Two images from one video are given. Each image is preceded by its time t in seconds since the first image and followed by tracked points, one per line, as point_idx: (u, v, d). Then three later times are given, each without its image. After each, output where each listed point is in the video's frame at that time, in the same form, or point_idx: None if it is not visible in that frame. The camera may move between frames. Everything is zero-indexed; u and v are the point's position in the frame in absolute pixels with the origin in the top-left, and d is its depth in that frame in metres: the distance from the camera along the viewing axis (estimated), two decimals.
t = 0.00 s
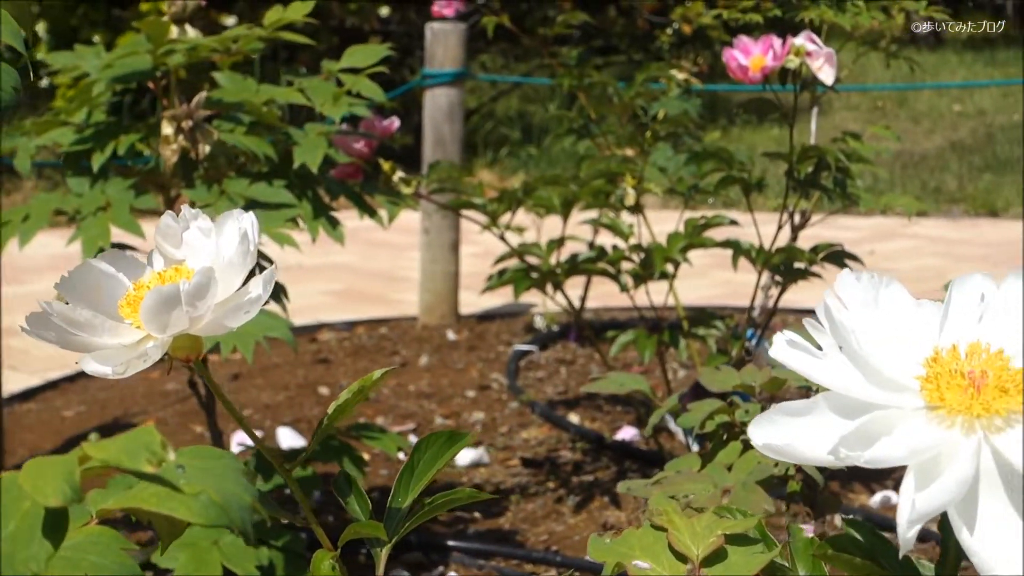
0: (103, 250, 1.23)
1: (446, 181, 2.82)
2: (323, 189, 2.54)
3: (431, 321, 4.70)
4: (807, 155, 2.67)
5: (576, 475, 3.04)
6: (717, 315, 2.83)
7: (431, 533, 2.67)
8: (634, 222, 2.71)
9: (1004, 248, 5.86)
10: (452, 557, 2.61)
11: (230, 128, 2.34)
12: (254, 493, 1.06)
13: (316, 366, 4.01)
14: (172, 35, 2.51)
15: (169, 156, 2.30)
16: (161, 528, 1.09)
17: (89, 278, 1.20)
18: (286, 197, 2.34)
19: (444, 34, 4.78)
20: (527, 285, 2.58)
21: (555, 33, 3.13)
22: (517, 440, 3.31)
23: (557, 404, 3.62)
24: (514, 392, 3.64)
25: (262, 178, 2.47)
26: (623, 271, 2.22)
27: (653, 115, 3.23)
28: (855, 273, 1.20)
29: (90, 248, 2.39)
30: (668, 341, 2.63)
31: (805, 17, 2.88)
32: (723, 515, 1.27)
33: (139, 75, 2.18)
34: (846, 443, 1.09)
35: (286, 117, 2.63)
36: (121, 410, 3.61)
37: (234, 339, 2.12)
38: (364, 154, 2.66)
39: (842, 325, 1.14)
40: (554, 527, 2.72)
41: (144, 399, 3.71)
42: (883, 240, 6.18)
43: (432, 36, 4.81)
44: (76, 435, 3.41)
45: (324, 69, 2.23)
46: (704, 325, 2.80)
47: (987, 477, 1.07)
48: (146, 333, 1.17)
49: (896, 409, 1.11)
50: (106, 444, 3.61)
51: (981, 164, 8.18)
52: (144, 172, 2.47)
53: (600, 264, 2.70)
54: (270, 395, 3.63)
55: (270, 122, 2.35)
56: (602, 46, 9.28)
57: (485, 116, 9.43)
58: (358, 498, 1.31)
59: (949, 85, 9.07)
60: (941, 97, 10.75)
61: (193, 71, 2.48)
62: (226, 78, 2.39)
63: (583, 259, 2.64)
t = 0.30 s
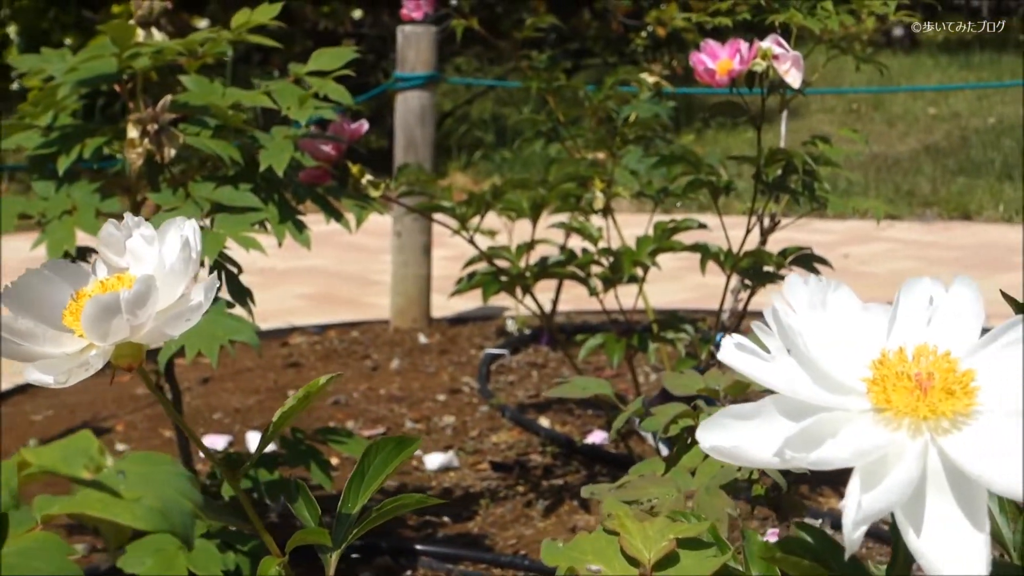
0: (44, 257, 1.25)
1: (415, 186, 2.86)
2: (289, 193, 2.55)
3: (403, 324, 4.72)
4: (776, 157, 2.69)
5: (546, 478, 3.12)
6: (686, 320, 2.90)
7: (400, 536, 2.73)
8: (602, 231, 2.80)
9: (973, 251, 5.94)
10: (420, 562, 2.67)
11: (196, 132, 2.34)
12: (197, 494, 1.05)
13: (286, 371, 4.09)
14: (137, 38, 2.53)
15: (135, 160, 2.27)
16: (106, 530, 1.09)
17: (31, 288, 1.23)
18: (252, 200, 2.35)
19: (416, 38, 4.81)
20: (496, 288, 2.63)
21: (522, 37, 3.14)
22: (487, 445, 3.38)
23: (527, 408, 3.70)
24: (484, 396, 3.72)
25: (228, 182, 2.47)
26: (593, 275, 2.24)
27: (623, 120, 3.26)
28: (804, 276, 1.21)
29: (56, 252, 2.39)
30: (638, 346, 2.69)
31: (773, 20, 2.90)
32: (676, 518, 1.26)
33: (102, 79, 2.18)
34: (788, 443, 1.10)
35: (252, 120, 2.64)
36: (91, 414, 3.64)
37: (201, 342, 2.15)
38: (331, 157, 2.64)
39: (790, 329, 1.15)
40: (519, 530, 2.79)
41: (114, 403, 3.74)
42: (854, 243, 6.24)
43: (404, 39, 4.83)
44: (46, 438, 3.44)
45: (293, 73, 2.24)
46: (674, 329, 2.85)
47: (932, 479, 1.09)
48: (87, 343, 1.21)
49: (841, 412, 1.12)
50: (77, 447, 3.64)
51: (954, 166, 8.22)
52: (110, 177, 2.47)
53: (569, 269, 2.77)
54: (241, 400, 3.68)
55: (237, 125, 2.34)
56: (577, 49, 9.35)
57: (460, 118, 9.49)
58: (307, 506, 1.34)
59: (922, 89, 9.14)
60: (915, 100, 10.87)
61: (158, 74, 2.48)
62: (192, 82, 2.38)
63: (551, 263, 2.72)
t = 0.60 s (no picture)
0: None
1: (380, 187, 2.92)
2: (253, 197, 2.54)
3: (372, 327, 4.72)
4: (744, 161, 2.74)
5: (513, 482, 3.16)
6: (652, 325, 2.94)
7: (366, 540, 2.77)
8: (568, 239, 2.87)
9: (943, 254, 5.99)
10: (388, 566, 2.69)
11: (160, 135, 2.33)
12: (134, 495, 1.08)
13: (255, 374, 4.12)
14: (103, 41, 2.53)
15: (98, 163, 2.25)
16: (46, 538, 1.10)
17: None
18: (216, 204, 2.36)
19: (384, 40, 4.80)
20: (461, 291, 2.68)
21: (489, 40, 3.14)
22: (455, 448, 3.43)
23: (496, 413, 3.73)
24: (453, 400, 3.77)
25: (192, 185, 2.47)
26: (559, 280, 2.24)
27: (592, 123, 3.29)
28: (753, 279, 1.20)
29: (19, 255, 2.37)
30: (603, 349, 2.74)
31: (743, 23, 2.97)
32: (625, 522, 1.26)
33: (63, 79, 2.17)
34: (735, 446, 1.09)
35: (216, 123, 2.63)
36: (58, 418, 3.66)
37: (161, 346, 2.15)
38: (296, 160, 2.62)
39: (739, 332, 1.14)
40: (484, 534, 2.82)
41: (81, 406, 3.77)
42: (824, 246, 6.29)
43: (373, 42, 4.82)
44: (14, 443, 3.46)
45: (258, 76, 2.25)
46: (641, 333, 2.89)
47: (881, 484, 1.08)
48: (36, 345, 1.26)
49: (789, 415, 1.11)
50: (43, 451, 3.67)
51: (927, 169, 8.26)
52: (74, 180, 2.46)
53: (535, 271, 2.82)
54: (209, 404, 3.72)
55: (200, 128, 2.34)
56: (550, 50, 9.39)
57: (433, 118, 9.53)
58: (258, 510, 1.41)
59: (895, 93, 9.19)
60: (888, 101, 10.96)
61: (123, 76, 2.47)
62: (156, 85, 2.38)
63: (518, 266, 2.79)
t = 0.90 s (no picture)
0: None
1: (347, 192, 2.96)
2: (217, 201, 2.53)
3: (342, 331, 4.72)
4: (711, 166, 2.78)
5: (480, 486, 3.20)
6: (619, 330, 2.97)
7: (333, 545, 2.79)
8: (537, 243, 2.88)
9: (914, 258, 6.05)
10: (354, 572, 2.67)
11: (123, 139, 2.32)
12: (69, 502, 1.15)
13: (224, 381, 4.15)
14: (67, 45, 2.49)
15: (62, 168, 2.24)
16: None
17: None
18: (180, 209, 2.36)
19: (354, 44, 4.80)
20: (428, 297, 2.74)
21: (456, 44, 3.15)
22: (423, 454, 3.47)
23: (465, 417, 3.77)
24: (423, 404, 3.82)
25: (157, 190, 2.46)
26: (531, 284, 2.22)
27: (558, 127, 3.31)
28: (700, 287, 1.20)
29: None
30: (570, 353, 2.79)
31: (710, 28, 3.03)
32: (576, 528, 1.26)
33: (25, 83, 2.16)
34: (677, 454, 1.08)
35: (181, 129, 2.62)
36: (23, 424, 3.67)
37: (125, 351, 2.13)
38: (261, 164, 2.65)
39: (685, 339, 1.14)
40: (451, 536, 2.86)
41: (48, 413, 3.78)
42: (797, 249, 6.34)
43: (343, 46, 4.83)
44: None
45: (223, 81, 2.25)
46: (608, 338, 2.93)
47: (825, 492, 1.08)
48: None
49: (734, 422, 1.11)
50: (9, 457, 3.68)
51: (899, 172, 8.29)
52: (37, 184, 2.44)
53: (502, 275, 2.87)
54: (178, 409, 3.75)
55: (164, 133, 2.33)
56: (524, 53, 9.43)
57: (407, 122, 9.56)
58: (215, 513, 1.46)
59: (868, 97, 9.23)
60: (862, 105, 11.04)
61: (87, 80, 2.46)
62: (120, 89, 2.37)
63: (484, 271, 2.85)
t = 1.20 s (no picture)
0: None
1: (316, 195, 2.97)
2: (182, 203, 2.52)
3: (313, 335, 4.73)
4: (677, 170, 2.80)
5: (449, 491, 3.23)
6: (584, 333, 2.99)
7: (300, 551, 2.80)
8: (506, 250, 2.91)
9: (885, 261, 6.09)
10: None
11: (87, 143, 2.30)
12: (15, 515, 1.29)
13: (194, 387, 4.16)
14: (30, 48, 2.45)
15: (24, 172, 2.21)
16: None
17: None
18: (144, 211, 2.36)
19: (324, 46, 4.84)
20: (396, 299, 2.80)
21: (424, 46, 3.15)
22: (392, 458, 3.51)
23: (434, 422, 3.80)
24: (391, 409, 3.86)
25: (121, 193, 2.45)
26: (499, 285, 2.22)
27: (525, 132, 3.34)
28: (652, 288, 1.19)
29: None
30: (537, 357, 2.85)
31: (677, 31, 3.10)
32: (531, 531, 1.25)
33: None
34: (626, 455, 1.07)
35: (146, 132, 2.60)
36: None
37: (88, 355, 2.13)
38: (227, 167, 2.63)
39: (636, 341, 1.13)
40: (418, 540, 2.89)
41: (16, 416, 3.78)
42: (769, 253, 6.36)
43: (313, 48, 4.86)
44: None
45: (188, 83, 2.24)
46: (575, 342, 2.96)
47: (773, 494, 1.07)
48: None
49: (683, 425, 1.10)
50: None
51: (872, 176, 8.30)
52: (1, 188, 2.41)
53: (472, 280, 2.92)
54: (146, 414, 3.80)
55: (127, 136, 2.32)
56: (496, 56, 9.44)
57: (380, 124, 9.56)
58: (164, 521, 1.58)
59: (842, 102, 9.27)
60: (836, 108, 11.08)
61: (50, 82, 2.43)
62: (85, 92, 2.34)
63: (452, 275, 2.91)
